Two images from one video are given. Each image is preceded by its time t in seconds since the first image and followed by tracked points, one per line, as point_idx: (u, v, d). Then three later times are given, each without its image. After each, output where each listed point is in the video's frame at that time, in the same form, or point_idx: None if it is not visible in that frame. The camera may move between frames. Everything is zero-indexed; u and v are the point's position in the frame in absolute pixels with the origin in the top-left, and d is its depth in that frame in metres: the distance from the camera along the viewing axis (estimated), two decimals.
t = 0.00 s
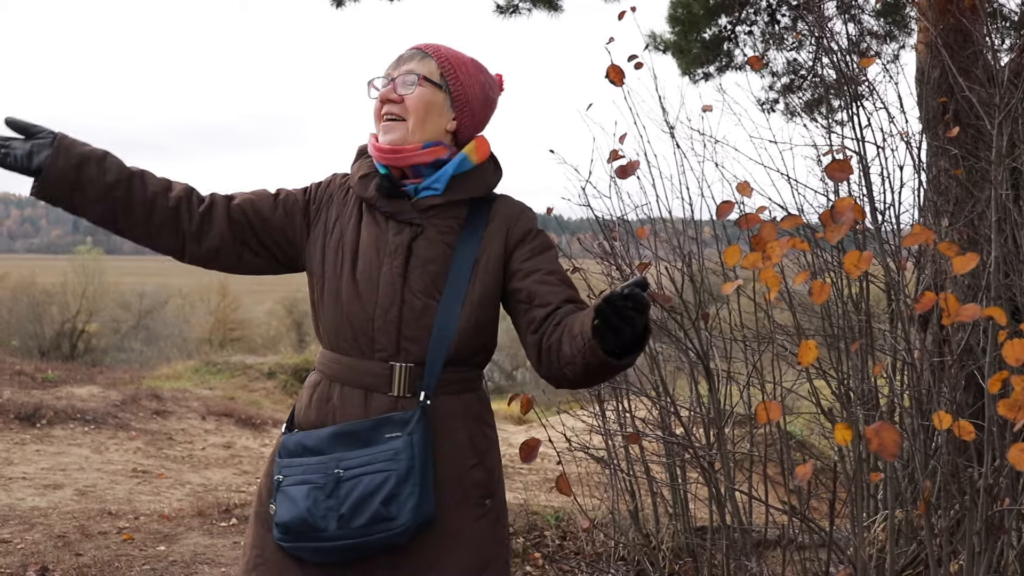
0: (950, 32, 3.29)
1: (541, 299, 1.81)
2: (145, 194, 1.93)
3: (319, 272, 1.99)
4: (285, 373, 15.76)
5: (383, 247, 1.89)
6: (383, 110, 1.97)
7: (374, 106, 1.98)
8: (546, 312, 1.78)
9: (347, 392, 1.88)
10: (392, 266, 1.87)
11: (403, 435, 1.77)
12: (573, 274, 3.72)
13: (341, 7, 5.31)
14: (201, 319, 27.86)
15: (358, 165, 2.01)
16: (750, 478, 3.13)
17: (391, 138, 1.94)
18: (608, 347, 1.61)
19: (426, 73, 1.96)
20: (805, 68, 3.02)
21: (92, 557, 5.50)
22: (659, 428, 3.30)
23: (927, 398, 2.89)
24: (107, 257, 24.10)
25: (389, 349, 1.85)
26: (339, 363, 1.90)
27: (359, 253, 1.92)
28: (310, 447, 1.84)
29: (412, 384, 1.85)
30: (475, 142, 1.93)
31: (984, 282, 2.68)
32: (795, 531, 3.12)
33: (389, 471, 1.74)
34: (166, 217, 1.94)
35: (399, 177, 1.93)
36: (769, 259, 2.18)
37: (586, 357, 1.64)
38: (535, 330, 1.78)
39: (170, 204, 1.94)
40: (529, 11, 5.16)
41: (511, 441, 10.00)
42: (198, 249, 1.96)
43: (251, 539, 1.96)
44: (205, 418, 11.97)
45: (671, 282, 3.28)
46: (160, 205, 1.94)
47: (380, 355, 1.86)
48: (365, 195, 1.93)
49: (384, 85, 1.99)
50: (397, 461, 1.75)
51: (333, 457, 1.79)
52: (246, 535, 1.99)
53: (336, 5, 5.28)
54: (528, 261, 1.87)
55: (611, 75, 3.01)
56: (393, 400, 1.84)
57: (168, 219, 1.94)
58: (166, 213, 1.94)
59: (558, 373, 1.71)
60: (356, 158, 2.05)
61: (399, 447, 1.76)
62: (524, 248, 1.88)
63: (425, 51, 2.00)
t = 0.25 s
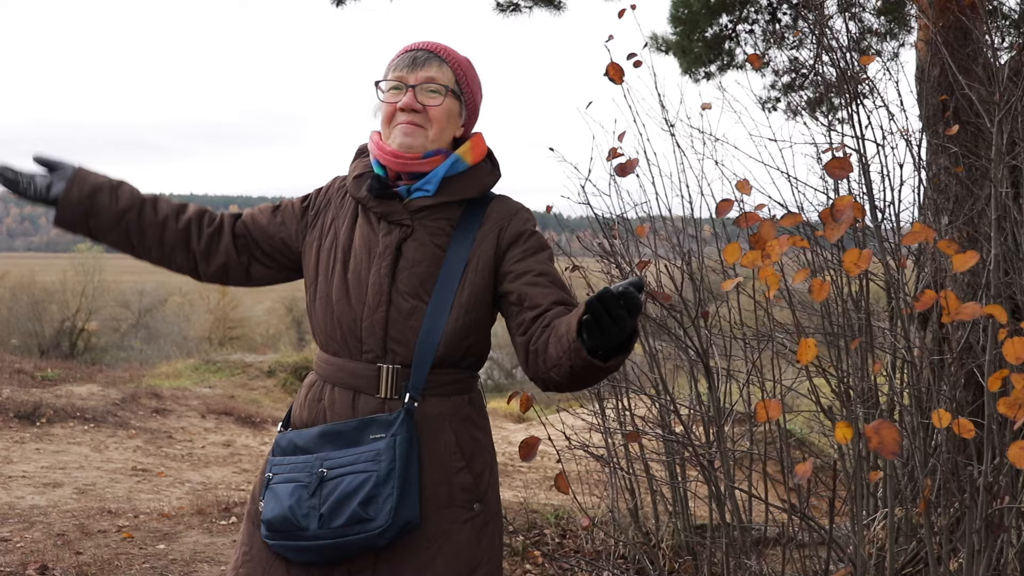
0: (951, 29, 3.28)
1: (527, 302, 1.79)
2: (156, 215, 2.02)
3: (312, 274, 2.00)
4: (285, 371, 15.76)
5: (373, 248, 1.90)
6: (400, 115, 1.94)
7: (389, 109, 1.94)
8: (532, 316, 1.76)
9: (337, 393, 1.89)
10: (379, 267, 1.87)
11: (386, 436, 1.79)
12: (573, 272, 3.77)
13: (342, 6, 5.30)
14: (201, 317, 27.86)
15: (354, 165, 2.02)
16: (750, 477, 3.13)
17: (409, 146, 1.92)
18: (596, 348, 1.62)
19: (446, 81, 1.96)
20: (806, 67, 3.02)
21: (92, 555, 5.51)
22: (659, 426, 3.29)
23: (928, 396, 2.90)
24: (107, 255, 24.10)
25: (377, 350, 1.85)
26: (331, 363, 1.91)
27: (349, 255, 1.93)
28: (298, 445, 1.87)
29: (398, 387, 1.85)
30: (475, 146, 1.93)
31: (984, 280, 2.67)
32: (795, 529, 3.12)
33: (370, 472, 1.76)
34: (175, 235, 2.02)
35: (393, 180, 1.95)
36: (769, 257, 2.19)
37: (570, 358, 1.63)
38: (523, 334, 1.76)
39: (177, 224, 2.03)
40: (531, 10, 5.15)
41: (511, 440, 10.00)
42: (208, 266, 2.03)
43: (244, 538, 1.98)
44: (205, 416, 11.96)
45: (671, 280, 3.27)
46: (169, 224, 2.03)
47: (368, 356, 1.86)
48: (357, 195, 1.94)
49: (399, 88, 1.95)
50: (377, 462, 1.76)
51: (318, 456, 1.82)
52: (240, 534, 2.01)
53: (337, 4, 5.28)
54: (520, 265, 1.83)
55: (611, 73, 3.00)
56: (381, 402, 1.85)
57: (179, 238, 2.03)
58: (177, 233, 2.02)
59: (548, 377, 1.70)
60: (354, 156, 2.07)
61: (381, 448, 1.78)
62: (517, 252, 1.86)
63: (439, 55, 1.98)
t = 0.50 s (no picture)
0: (952, 28, 3.28)
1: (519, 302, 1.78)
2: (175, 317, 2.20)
3: (311, 281, 1.99)
4: (285, 370, 15.76)
5: (371, 254, 1.89)
6: (412, 119, 1.94)
7: (401, 112, 1.94)
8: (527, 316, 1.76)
9: (338, 400, 1.89)
10: (377, 273, 1.87)
11: (390, 443, 1.78)
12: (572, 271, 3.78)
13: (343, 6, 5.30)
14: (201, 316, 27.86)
15: (349, 169, 2.03)
16: (749, 476, 3.13)
17: (420, 151, 1.93)
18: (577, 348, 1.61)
19: (457, 87, 1.98)
20: (807, 67, 3.01)
21: (92, 554, 5.51)
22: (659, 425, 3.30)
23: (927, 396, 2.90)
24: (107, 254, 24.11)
25: (377, 357, 1.85)
26: (332, 370, 1.91)
27: (348, 261, 1.93)
28: (299, 451, 1.88)
29: (401, 394, 1.84)
30: (473, 150, 1.95)
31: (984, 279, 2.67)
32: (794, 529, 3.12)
33: (374, 480, 1.76)
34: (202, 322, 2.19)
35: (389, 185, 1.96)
36: (769, 257, 2.18)
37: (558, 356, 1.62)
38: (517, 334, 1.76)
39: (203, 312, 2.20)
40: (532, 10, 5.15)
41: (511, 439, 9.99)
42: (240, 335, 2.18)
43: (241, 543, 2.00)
44: (205, 415, 11.97)
45: (671, 280, 3.26)
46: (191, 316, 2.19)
47: (368, 362, 1.86)
48: (353, 201, 1.94)
49: (411, 91, 1.96)
50: (382, 470, 1.77)
51: (321, 463, 1.83)
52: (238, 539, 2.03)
53: (338, 4, 5.28)
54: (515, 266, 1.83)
55: (611, 73, 3.00)
56: (383, 408, 1.85)
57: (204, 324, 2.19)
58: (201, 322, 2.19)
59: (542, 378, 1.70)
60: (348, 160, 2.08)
61: (385, 456, 1.78)
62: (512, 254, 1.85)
63: (447, 59, 2.00)
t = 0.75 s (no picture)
0: (952, 29, 3.28)
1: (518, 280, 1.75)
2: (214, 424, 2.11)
3: (311, 285, 1.98)
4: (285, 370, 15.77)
5: (373, 257, 1.89)
6: (413, 113, 1.94)
7: (401, 106, 1.94)
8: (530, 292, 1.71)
9: (343, 404, 1.88)
10: (381, 277, 1.86)
11: (402, 448, 1.78)
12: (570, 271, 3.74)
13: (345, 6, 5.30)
14: (201, 316, 27.86)
15: (345, 170, 2.01)
16: (749, 476, 3.13)
17: (420, 145, 1.93)
18: (610, 288, 1.45)
19: (458, 84, 1.99)
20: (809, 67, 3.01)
21: (92, 553, 5.52)
22: (659, 425, 3.30)
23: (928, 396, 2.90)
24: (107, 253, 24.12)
25: (383, 361, 1.84)
26: (335, 374, 1.90)
27: (350, 265, 1.92)
28: (305, 457, 1.87)
29: (409, 397, 1.83)
30: (473, 150, 1.94)
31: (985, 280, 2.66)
32: (794, 529, 3.12)
33: (387, 485, 1.76)
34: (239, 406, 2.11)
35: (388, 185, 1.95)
36: (770, 257, 2.18)
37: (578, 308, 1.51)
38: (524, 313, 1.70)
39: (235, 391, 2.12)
40: (533, 10, 5.15)
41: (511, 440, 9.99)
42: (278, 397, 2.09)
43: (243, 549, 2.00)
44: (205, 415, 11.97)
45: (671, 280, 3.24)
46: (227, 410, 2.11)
47: (374, 366, 1.85)
48: (352, 203, 1.93)
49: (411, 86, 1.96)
50: (395, 475, 1.76)
51: (330, 469, 1.82)
52: (240, 545, 2.02)
53: (340, 5, 5.28)
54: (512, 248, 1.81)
55: (612, 73, 3.00)
56: (390, 412, 1.84)
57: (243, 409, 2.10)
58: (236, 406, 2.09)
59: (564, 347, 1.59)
60: (343, 161, 2.06)
61: (398, 460, 1.77)
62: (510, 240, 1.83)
63: (447, 58, 2.01)
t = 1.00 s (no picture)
0: (952, 28, 3.27)
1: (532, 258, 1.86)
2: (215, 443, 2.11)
3: (309, 289, 1.97)
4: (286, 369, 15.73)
5: (376, 258, 1.89)
6: (407, 111, 1.95)
7: (395, 105, 1.95)
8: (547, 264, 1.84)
9: (349, 407, 1.88)
10: (387, 277, 1.87)
11: (416, 448, 1.78)
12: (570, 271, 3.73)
13: (345, 6, 5.29)
14: (201, 316, 27.86)
15: (340, 169, 1.99)
16: (750, 476, 3.13)
17: (416, 142, 1.93)
18: (673, 217, 1.62)
19: (450, 79, 1.99)
20: (809, 67, 3.01)
21: (93, 553, 5.52)
22: (659, 425, 3.29)
23: (928, 396, 2.89)
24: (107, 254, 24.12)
25: (392, 362, 1.85)
26: (341, 378, 1.90)
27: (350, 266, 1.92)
28: (314, 462, 1.85)
29: (419, 397, 1.85)
30: (470, 147, 1.94)
31: (985, 280, 2.66)
32: (794, 529, 3.12)
33: (405, 487, 1.75)
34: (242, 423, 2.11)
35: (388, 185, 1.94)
36: (770, 256, 2.18)
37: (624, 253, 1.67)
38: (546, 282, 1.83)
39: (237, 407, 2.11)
40: (533, 10, 5.15)
41: (511, 440, 9.98)
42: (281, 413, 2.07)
43: (252, 556, 1.99)
44: (205, 415, 11.97)
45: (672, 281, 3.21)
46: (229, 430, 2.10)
47: (382, 368, 1.86)
48: (352, 204, 1.91)
49: (404, 85, 1.97)
50: (413, 476, 1.76)
51: (342, 473, 1.80)
52: (246, 552, 2.01)
53: (339, 4, 5.28)
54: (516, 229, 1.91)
55: (612, 73, 3.00)
56: (400, 412, 1.85)
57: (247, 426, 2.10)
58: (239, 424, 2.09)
59: (603, 300, 1.73)
60: (336, 160, 2.04)
61: (414, 461, 1.77)
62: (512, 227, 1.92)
63: (439, 54, 2.02)
